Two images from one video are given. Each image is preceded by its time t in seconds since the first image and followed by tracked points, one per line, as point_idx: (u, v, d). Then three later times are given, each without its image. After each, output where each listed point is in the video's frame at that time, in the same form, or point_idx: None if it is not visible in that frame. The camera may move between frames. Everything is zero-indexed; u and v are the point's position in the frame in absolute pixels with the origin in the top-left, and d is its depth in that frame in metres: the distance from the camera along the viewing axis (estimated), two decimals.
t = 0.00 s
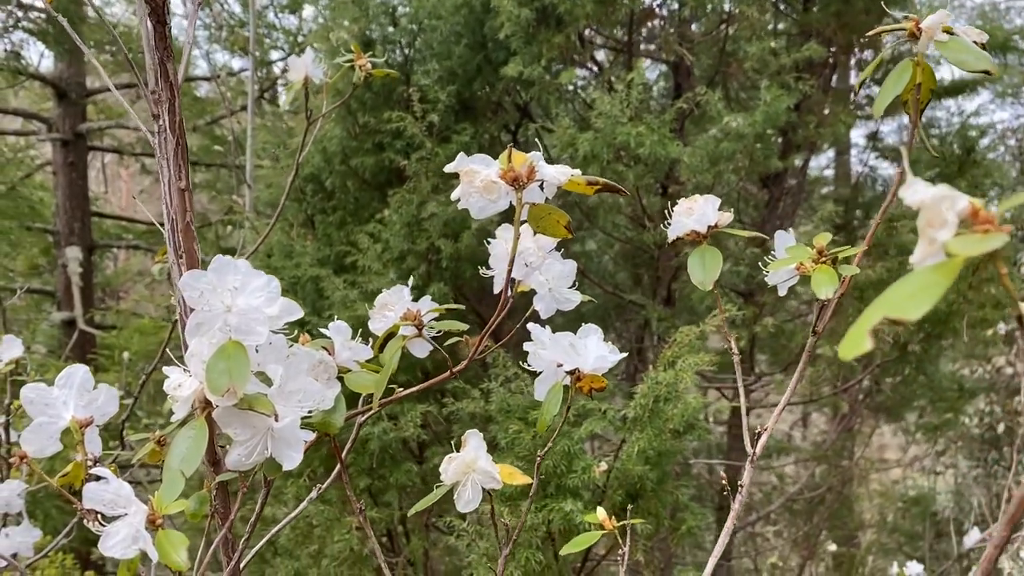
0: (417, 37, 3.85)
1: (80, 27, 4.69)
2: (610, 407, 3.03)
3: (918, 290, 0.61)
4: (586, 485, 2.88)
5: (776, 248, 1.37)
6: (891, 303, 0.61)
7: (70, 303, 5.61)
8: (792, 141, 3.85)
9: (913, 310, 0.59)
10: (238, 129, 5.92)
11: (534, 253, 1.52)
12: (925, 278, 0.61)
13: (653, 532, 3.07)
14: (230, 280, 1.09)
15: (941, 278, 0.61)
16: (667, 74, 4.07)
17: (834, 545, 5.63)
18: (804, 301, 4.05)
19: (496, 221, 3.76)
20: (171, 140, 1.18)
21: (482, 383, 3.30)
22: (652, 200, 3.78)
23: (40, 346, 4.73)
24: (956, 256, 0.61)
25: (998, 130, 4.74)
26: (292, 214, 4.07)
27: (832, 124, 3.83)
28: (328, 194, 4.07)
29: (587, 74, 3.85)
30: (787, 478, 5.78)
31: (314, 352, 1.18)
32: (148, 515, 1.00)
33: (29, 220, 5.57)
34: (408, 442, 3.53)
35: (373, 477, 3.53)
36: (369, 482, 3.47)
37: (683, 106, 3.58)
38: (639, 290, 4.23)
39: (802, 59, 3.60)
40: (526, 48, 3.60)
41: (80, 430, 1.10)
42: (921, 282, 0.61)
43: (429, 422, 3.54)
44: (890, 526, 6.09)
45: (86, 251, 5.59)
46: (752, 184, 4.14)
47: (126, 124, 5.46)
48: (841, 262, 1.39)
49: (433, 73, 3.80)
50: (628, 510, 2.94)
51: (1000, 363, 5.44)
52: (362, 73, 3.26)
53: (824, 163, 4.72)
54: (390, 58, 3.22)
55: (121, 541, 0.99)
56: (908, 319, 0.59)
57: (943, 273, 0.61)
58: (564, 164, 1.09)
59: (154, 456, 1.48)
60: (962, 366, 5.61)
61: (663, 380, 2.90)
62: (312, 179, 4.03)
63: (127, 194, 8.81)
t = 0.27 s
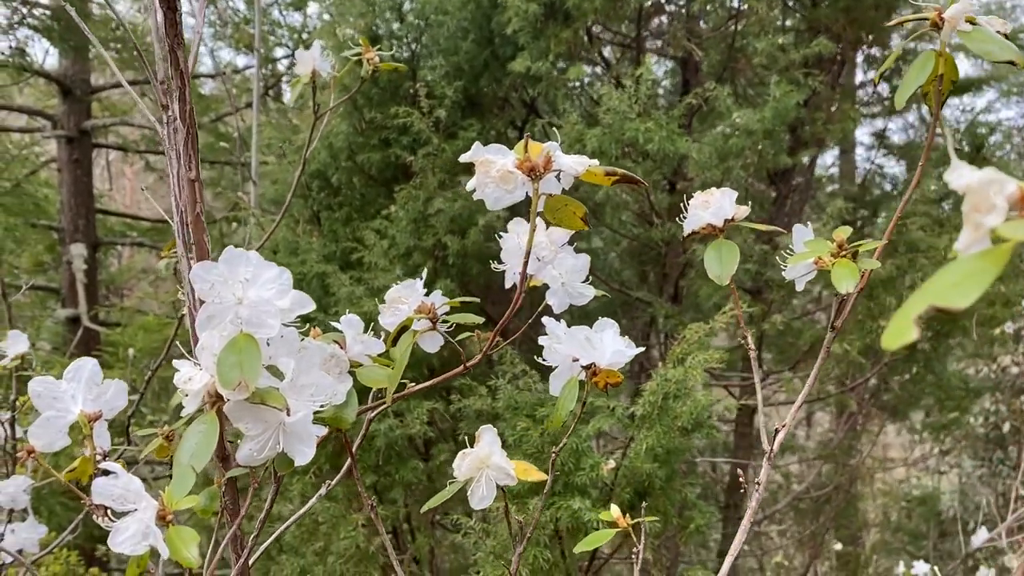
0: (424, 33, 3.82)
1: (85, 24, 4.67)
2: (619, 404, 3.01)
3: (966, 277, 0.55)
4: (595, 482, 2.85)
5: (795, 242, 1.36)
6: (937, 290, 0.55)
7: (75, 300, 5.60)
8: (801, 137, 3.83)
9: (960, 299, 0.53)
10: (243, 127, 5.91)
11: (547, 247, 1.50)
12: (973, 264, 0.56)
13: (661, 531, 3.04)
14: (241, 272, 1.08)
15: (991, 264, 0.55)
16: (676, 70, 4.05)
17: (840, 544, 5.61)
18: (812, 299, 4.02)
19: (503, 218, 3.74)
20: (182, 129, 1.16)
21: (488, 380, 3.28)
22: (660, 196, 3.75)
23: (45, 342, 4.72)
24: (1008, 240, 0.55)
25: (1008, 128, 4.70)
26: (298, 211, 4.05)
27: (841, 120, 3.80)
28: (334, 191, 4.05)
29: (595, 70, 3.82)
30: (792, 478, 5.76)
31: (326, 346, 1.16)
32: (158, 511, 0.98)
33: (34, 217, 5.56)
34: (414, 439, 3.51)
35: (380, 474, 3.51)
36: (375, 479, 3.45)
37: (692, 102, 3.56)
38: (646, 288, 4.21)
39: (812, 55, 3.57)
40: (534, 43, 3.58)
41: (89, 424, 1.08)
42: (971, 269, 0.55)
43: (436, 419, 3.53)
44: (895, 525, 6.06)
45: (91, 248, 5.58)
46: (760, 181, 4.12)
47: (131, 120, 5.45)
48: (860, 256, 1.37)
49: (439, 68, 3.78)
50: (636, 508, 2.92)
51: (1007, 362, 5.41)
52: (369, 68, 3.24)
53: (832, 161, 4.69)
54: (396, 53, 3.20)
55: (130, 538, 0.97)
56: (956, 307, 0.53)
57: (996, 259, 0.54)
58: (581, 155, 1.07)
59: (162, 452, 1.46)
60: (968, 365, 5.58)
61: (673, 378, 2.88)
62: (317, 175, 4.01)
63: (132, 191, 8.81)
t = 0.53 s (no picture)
0: (432, 30, 3.81)
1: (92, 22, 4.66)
2: (628, 403, 2.99)
3: (1010, 274, 0.52)
4: (604, 482, 2.84)
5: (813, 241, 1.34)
6: (981, 287, 0.52)
7: (80, 298, 5.60)
8: (811, 136, 3.81)
9: (1006, 298, 0.50)
10: (249, 125, 5.91)
11: (561, 245, 1.49)
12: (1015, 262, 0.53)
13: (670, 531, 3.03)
14: (258, 268, 1.07)
15: None
16: (684, 68, 4.03)
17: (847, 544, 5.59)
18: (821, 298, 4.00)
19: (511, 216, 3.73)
20: (197, 124, 1.15)
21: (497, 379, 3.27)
22: (668, 195, 3.74)
23: (52, 340, 4.72)
24: None
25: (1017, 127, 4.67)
26: (305, 209, 4.04)
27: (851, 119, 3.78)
28: (341, 189, 4.04)
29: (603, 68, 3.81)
30: (798, 478, 5.74)
31: (341, 344, 1.15)
32: (173, 510, 0.97)
33: (40, 215, 5.55)
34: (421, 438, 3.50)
35: (387, 473, 3.50)
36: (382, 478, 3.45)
37: (702, 100, 3.54)
38: (654, 287, 4.20)
39: (822, 53, 3.55)
40: (543, 41, 3.56)
41: (103, 423, 1.07)
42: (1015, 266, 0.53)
43: (443, 417, 3.52)
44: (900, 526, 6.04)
45: (96, 247, 5.58)
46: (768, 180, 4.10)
47: (137, 119, 5.44)
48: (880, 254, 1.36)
49: (447, 66, 3.77)
50: (645, 508, 2.90)
51: (1014, 362, 5.39)
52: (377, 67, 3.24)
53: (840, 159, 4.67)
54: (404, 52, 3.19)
55: (146, 537, 0.96)
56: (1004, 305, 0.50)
57: None
58: (601, 151, 1.06)
59: (173, 451, 1.45)
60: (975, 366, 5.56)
61: (683, 377, 2.87)
62: (325, 173, 4.00)
63: (136, 189, 8.82)
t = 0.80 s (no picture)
0: (440, 26, 3.78)
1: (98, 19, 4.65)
2: (638, 402, 2.96)
3: None
4: (613, 481, 2.82)
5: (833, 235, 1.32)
6: None
7: (86, 296, 5.59)
8: (821, 133, 3.78)
9: None
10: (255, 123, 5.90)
11: (575, 240, 1.47)
12: None
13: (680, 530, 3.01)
14: (271, 262, 1.05)
15: None
16: (693, 65, 4.01)
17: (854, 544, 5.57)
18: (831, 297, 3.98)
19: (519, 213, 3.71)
20: (209, 115, 1.13)
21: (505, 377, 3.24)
22: (677, 192, 3.71)
23: (57, 338, 4.71)
24: None
25: None
26: (312, 206, 4.01)
27: (862, 116, 3.75)
28: (348, 186, 4.02)
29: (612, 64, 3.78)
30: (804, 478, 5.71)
31: (355, 339, 1.13)
32: (185, 508, 0.95)
33: (45, 213, 5.54)
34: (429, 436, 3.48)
35: (394, 471, 3.48)
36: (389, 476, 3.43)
37: (712, 97, 3.52)
38: (662, 285, 4.17)
39: (834, 49, 3.52)
40: (551, 37, 3.54)
41: (113, 419, 1.05)
42: None
43: (451, 416, 3.50)
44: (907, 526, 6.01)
45: (102, 244, 5.56)
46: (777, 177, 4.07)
47: (142, 117, 5.43)
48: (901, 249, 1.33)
49: (455, 62, 3.74)
50: (655, 507, 2.88)
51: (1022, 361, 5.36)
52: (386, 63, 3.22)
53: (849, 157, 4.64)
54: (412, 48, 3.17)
55: (157, 536, 0.94)
56: None
57: None
58: (621, 142, 1.04)
59: (182, 448, 1.43)
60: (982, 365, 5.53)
61: (694, 375, 2.84)
62: (332, 170, 3.97)
63: (141, 188, 8.81)
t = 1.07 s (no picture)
0: (450, 23, 3.77)
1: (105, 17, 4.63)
2: (650, 401, 2.94)
3: None
4: (625, 481, 2.80)
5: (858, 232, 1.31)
6: None
7: (92, 294, 5.59)
8: (833, 130, 3.75)
9: None
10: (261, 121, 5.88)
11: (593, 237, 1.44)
12: None
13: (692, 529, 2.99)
14: (291, 258, 1.04)
15: None
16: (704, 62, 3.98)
17: (862, 544, 5.54)
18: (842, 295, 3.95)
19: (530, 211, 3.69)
20: (227, 107, 1.11)
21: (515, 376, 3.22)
22: (688, 190, 3.69)
23: (65, 336, 4.71)
24: None
25: None
26: (321, 204, 4.00)
27: (874, 114, 3.72)
28: (357, 184, 4.00)
29: (622, 61, 3.76)
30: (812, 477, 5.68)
31: (375, 337, 1.12)
32: (206, 508, 0.93)
33: (52, 211, 5.53)
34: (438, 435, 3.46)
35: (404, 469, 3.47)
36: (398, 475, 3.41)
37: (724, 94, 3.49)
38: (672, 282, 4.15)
39: (847, 46, 3.50)
40: (562, 33, 3.52)
41: (131, 417, 1.03)
42: None
43: (460, 414, 3.48)
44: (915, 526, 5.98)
45: (108, 243, 5.55)
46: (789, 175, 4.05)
47: (149, 115, 5.41)
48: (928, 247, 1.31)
49: (465, 59, 3.72)
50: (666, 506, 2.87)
51: None
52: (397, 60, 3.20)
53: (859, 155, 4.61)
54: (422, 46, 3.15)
55: (177, 536, 0.93)
56: None
57: None
58: (648, 136, 1.02)
59: (196, 447, 1.41)
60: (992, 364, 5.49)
61: (708, 374, 2.83)
62: (340, 167, 3.96)
63: (147, 186, 8.81)
